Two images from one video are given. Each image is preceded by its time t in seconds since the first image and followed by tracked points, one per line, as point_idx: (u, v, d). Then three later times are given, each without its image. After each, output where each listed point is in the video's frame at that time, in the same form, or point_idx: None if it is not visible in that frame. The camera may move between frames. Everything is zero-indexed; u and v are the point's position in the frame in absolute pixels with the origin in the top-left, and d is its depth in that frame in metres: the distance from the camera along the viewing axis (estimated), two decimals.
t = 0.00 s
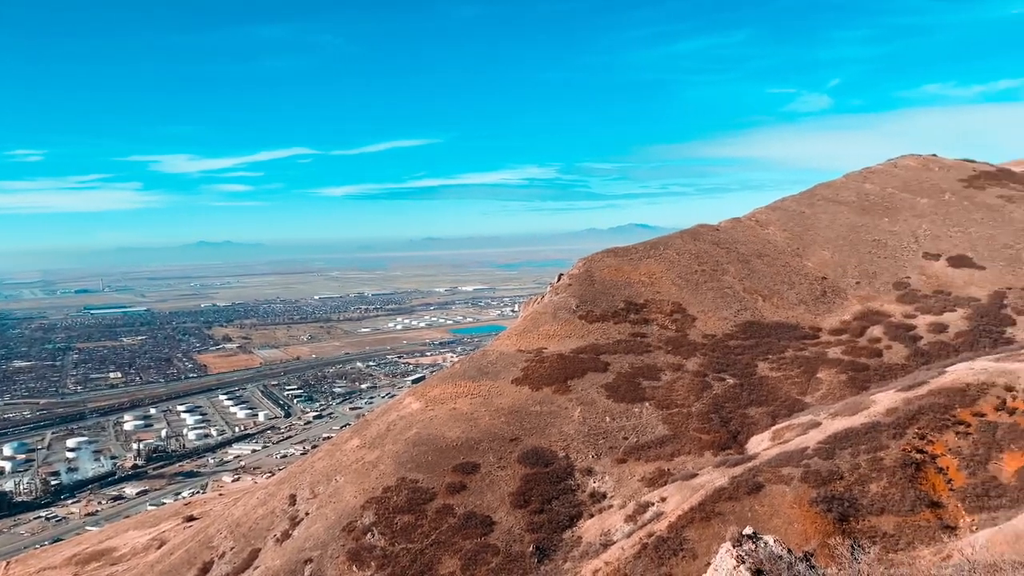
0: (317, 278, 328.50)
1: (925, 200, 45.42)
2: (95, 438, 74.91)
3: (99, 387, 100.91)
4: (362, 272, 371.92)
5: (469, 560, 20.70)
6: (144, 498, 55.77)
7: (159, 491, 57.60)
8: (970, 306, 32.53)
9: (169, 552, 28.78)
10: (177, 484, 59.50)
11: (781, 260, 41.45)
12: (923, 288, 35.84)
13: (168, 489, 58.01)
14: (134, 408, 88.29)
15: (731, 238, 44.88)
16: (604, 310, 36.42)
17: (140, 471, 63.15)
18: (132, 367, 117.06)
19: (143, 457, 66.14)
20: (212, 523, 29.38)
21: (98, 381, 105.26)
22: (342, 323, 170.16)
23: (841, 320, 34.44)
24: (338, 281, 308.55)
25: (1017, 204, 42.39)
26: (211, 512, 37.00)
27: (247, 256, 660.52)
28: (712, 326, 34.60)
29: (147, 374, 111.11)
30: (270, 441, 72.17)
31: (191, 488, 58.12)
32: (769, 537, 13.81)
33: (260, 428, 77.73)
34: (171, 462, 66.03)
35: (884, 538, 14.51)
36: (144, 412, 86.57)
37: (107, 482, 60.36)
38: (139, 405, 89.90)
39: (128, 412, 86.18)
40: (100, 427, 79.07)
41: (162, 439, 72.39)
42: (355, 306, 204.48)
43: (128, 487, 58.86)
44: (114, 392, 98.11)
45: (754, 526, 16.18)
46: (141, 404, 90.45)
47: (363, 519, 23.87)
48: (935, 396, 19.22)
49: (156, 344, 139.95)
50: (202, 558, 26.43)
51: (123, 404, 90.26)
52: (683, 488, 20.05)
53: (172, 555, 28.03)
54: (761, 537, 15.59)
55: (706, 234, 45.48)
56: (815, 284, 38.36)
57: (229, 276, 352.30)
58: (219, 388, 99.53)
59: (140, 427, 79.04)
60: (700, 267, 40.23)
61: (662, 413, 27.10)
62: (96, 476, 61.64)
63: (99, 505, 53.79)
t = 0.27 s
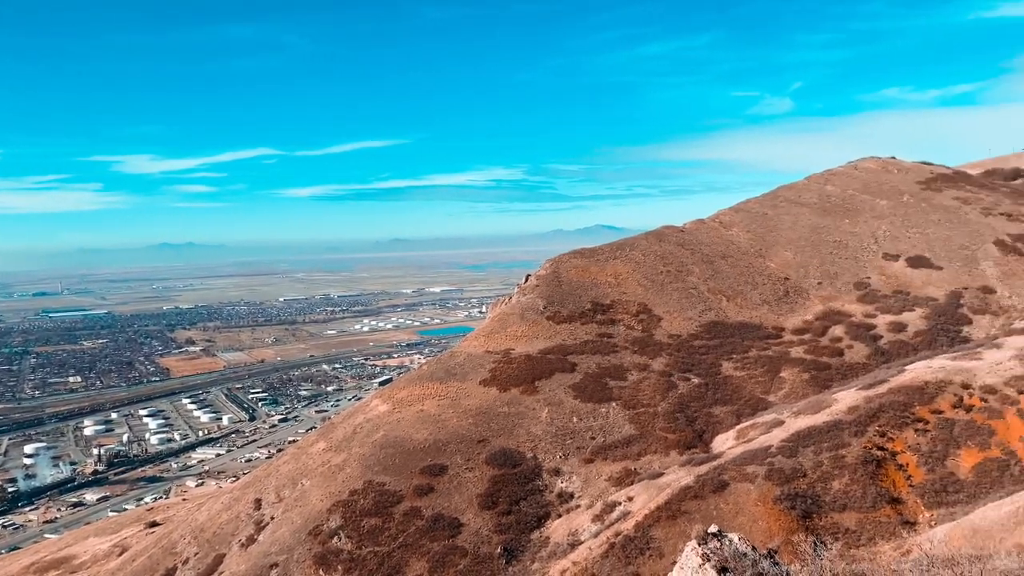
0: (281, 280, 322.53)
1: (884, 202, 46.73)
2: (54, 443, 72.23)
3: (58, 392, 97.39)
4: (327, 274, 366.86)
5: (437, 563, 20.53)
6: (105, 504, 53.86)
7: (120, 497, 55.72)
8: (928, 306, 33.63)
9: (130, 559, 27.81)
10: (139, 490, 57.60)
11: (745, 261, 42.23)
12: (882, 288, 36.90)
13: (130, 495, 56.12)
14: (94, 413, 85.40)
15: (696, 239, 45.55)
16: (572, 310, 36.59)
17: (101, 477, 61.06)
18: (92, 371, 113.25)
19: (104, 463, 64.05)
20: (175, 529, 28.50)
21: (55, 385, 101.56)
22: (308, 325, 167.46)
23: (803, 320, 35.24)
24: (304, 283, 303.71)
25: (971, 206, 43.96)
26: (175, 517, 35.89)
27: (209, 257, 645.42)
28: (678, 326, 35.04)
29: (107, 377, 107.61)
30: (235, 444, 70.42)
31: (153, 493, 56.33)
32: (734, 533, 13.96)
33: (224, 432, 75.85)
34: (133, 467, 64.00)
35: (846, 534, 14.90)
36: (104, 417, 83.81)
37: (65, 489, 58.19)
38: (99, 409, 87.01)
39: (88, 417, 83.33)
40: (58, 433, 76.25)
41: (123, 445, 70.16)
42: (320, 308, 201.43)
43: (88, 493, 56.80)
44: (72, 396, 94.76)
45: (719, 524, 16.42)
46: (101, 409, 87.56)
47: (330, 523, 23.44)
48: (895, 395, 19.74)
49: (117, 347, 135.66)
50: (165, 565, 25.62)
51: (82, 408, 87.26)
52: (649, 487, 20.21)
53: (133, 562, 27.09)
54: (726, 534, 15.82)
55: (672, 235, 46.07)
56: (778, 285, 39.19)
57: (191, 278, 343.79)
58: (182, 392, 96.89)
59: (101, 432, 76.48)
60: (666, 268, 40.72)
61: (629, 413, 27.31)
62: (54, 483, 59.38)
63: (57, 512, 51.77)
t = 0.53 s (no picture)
0: (245, 282, 315.97)
1: (844, 204, 48.01)
2: (7, 450, 69.27)
3: (11, 397, 93.48)
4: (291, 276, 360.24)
5: (404, 566, 20.28)
6: (62, 512, 51.78)
7: (79, 504, 53.66)
8: (887, 306, 34.67)
9: (88, 568, 26.74)
10: (97, 497, 55.53)
11: (708, 262, 42.93)
12: (843, 289, 37.89)
13: (88, 502, 54.07)
14: (51, 418, 82.27)
15: (660, 240, 46.13)
16: (539, 312, 36.63)
17: (58, 485, 58.76)
18: (48, 375, 109.08)
19: (62, 470, 61.67)
20: (136, 536, 27.50)
21: (8, 391, 97.46)
22: (273, 328, 164.29)
23: (765, 320, 35.96)
24: (268, 285, 297.91)
25: (928, 208, 45.47)
26: (137, 524, 34.69)
27: (169, 259, 628.33)
28: (643, 327, 35.38)
29: (64, 382, 103.78)
30: (198, 449, 68.41)
31: (113, 500, 54.35)
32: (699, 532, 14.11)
33: (187, 437, 73.72)
34: (92, 474, 61.76)
35: (808, 531, 15.24)
36: (61, 422, 80.78)
37: (20, 497, 55.83)
38: (56, 415, 83.78)
39: (44, 422, 80.22)
40: (11, 440, 73.15)
41: (81, 451, 67.72)
42: (284, 311, 197.60)
43: (44, 501, 54.56)
44: (27, 401, 91.12)
45: (685, 523, 16.60)
46: (58, 414, 84.40)
47: (295, 528, 22.94)
48: (855, 394, 20.22)
49: (74, 351, 130.97)
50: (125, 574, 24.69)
51: (38, 414, 84.02)
52: (616, 487, 20.32)
53: (91, 571, 26.04)
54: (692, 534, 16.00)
55: (637, 237, 46.56)
56: (740, 286, 39.93)
57: (151, 280, 334.25)
58: (143, 396, 93.97)
59: (58, 438, 73.63)
60: (631, 270, 41.11)
61: (595, 413, 27.45)
62: (7, 491, 56.89)
63: (11, 521, 49.57)
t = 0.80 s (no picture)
0: (206, 285, 308.24)
1: (804, 206, 49.25)
2: None
3: None
4: (253, 279, 352.48)
5: (369, 571, 19.98)
6: (16, 522, 49.59)
7: (34, 513, 51.50)
8: (846, 307, 35.66)
9: None
10: (53, 506, 53.33)
11: (672, 264, 43.55)
12: (803, 290, 38.83)
13: (44, 511, 51.88)
14: (3, 425, 78.84)
15: (625, 242, 46.57)
16: (504, 314, 36.59)
17: (12, 494, 56.32)
18: None
19: (16, 478, 59.20)
20: (94, 544, 26.45)
21: None
22: (235, 331, 160.65)
23: (728, 321, 36.62)
24: (230, 288, 291.47)
25: (885, 210, 46.93)
26: (96, 531, 33.39)
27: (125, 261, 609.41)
28: (608, 328, 35.66)
29: (17, 388, 99.63)
30: (159, 455, 66.28)
31: (71, 508, 52.24)
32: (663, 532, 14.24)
33: (147, 443, 71.41)
34: (48, 482, 59.37)
35: (771, 529, 15.53)
36: (15, 429, 77.53)
37: None
38: (9, 421, 80.43)
39: None
40: None
41: (36, 459, 65.07)
42: (247, 314, 193.15)
43: None
44: None
45: (649, 523, 16.73)
46: (11, 421, 80.97)
47: (258, 533, 22.38)
48: (815, 393, 20.68)
49: (27, 356, 125.90)
50: None
51: None
52: (582, 488, 20.39)
53: None
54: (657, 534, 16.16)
55: (602, 239, 46.91)
56: (703, 287, 40.58)
57: (108, 283, 323.92)
58: (101, 401, 90.84)
59: (11, 446, 70.59)
60: (596, 272, 41.40)
61: (561, 415, 27.54)
62: None
63: None
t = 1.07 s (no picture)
0: (164, 288, 299.20)
1: (764, 209, 50.41)
2: None
3: None
4: (214, 282, 344.11)
5: None
6: None
7: None
8: (806, 308, 36.61)
9: None
10: (4, 516, 50.90)
11: (636, 266, 44.07)
12: (764, 291, 39.72)
13: None
14: None
15: (589, 245, 46.92)
16: (470, 316, 36.46)
17: None
18: None
19: None
20: (48, 555, 25.30)
21: None
22: (196, 335, 156.48)
23: (691, 322, 37.21)
24: (190, 291, 284.05)
25: (843, 213, 48.36)
26: (51, 541, 32.01)
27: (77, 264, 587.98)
28: (573, 330, 35.87)
29: None
30: (117, 462, 63.93)
31: (23, 517, 49.97)
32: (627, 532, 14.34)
33: (104, 450, 68.86)
34: None
35: (734, 529, 15.80)
36: None
37: None
38: None
39: None
40: None
41: None
42: (208, 318, 188.19)
43: None
44: None
45: (614, 524, 16.84)
46: None
47: (219, 540, 21.74)
48: (777, 393, 21.14)
49: None
50: None
51: None
52: (548, 490, 20.41)
53: None
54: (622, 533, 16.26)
55: (567, 241, 47.17)
56: (667, 289, 41.14)
57: (61, 286, 312.04)
58: (55, 408, 87.33)
59: None
60: (561, 274, 41.61)
61: (527, 417, 27.56)
62: None
63: None
